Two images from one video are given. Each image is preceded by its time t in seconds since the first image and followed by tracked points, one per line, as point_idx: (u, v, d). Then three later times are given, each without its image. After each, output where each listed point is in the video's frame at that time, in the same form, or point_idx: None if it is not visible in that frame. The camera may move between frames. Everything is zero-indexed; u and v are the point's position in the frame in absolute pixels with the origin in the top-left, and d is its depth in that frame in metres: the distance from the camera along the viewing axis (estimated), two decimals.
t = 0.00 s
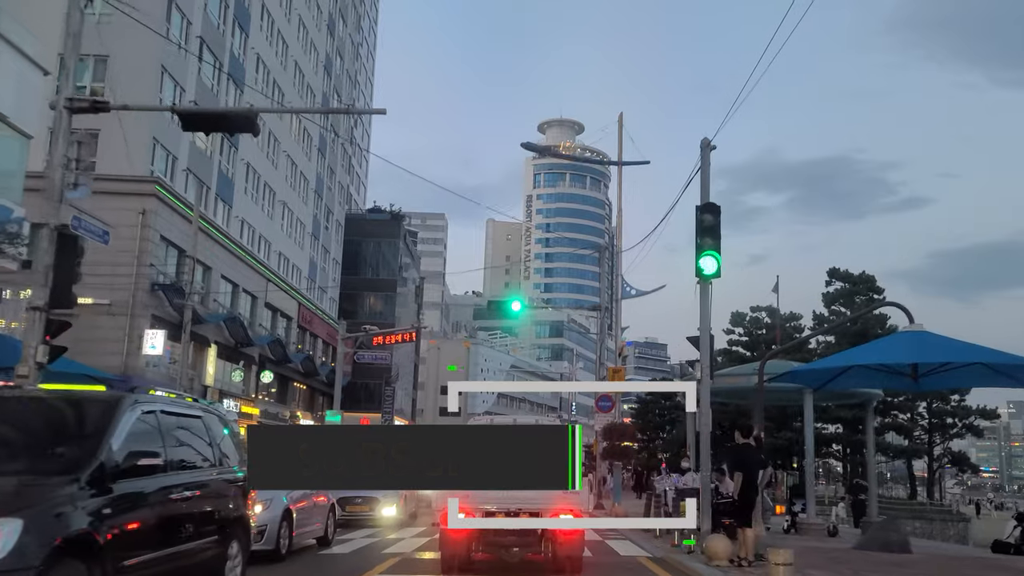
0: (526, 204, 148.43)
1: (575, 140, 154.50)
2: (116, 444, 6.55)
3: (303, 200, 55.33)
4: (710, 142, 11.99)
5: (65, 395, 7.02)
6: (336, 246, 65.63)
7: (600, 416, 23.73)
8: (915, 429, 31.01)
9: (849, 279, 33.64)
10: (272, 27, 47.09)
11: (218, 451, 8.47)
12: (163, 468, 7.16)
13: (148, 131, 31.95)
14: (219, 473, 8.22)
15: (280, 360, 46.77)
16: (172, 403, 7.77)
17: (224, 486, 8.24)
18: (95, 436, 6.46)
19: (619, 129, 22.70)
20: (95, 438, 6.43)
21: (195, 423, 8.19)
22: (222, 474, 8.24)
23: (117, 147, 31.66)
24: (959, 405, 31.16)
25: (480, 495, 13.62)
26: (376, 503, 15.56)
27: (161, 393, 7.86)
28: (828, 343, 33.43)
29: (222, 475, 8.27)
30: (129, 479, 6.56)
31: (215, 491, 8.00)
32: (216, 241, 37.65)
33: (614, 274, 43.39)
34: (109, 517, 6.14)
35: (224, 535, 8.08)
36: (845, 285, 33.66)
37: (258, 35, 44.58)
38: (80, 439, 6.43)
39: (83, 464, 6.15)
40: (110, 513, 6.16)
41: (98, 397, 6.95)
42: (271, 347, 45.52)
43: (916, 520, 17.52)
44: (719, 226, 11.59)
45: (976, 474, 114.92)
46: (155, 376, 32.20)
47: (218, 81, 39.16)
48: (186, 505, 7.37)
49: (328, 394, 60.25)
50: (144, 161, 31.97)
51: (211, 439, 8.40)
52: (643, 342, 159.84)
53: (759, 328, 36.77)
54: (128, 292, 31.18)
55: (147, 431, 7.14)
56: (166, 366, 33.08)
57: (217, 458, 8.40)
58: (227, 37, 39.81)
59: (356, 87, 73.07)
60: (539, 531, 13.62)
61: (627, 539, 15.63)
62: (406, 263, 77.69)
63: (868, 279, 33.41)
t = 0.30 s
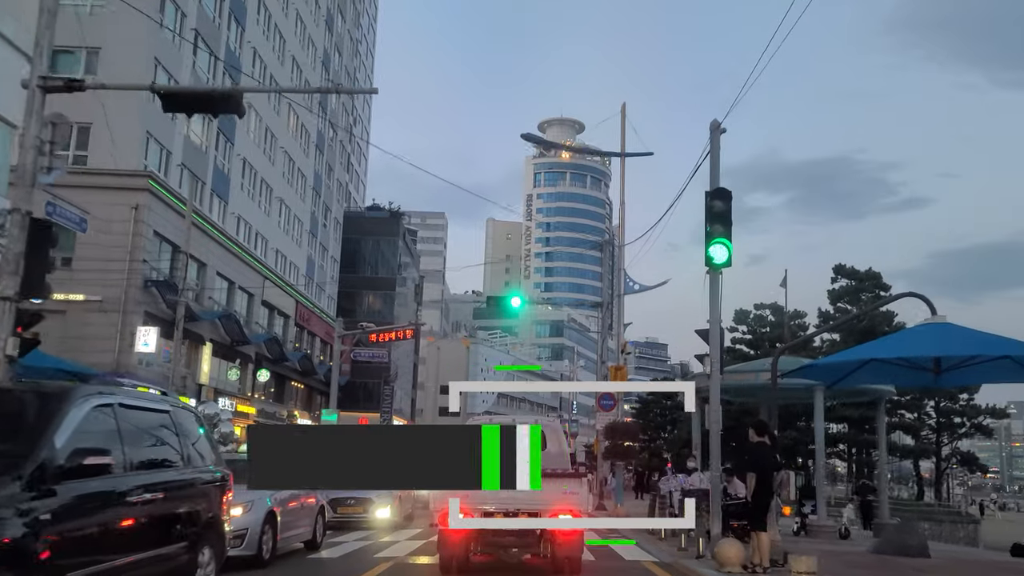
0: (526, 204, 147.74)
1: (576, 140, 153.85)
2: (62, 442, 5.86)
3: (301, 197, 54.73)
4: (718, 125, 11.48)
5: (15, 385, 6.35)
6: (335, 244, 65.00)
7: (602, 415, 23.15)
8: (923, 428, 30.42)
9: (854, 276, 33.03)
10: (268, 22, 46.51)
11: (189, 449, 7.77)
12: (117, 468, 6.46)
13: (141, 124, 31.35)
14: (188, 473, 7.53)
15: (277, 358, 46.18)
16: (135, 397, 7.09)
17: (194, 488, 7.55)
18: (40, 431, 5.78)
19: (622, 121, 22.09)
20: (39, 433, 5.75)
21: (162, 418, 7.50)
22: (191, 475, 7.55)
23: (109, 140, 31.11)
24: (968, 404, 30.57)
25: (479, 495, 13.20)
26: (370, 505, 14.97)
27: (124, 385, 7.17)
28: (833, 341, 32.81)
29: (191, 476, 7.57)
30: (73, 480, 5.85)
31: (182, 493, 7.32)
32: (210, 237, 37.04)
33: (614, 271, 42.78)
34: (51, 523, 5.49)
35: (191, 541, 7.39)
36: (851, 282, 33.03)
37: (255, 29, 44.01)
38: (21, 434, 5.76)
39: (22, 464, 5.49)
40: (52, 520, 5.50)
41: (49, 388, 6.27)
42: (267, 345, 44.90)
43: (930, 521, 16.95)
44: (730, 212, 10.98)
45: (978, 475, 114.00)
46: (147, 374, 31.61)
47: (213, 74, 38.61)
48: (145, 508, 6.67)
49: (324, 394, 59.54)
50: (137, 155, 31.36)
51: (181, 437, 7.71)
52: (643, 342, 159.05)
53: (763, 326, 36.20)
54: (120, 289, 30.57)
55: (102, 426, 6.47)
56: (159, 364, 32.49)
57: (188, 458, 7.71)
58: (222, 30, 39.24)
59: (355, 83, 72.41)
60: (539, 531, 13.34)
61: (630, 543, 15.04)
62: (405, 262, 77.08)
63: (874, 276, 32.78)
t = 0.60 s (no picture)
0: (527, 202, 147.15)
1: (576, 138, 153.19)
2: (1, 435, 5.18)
3: (299, 193, 54.20)
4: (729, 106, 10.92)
5: None
6: (333, 241, 64.45)
7: (604, 413, 22.59)
8: (931, 428, 29.91)
9: (860, 274, 32.42)
10: (266, 16, 45.95)
11: (157, 448, 7.13)
12: (69, 466, 5.82)
13: (134, 117, 30.76)
14: (155, 474, 6.91)
15: (274, 357, 45.67)
16: (88, 389, 6.33)
17: (161, 489, 6.92)
18: None
19: (624, 111, 21.49)
20: None
21: (128, 413, 6.86)
22: (158, 476, 6.92)
23: (102, 134, 30.58)
24: (977, 404, 30.06)
25: (480, 495, 13.08)
26: (364, 506, 14.46)
27: (75, 373, 6.40)
28: (838, 340, 32.23)
29: (159, 476, 6.93)
30: (13, 480, 5.21)
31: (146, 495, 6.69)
32: (206, 233, 36.49)
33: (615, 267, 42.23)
34: None
35: (156, 548, 6.76)
36: (856, 280, 32.42)
37: (251, 23, 43.45)
38: None
39: None
40: None
41: None
42: (264, 343, 44.35)
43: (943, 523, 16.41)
44: (741, 198, 10.42)
45: (980, 477, 113.54)
46: (140, 372, 31.11)
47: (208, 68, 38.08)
48: (102, 511, 6.03)
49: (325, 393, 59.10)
50: (131, 149, 30.80)
51: (148, 433, 7.07)
52: (643, 342, 158.60)
53: (767, 324, 35.67)
54: (113, 285, 30.06)
55: (49, 420, 5.76)
56: (152, 362, 32.00)
57: (154, 457, 7.07)
58: (218, 23, 38.69)
59: (354, 80, 71.89)
60: (538, 531, 13.10)
61: (635, 546, 14.53)
62: (404, 260, 76.50)
63: (880, 273, 32.18)
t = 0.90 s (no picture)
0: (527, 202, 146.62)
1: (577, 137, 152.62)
2: None
3: (297, 190, 53.68)
4: (740, 87, 10.36)
5: None
6: (332, 239, 63.88)
7: (607, 412, 22.05)
8: (939, 428, 29.37)
9: (866, 272, 31.77)
10: (263, 10, 45.40)
11: (117, 446, 6.45)
12: (13, 465, 5.13)
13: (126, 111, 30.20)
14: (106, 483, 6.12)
15: (271, 355, 45.15)
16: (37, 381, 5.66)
17: (114, 495, 6.18)
18: None
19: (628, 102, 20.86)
20: None
21: (82, 407, 6.12)
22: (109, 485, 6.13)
23: (95, 128, 30.07)
24: (986, 403, 29.51)
25: (479, 495, 12.55)
26: (358, 508, 13.89)
27: (24, 363, 5.73)
28: (844, 338, 31.64)
29: (118, 478, 6.26)
30: None
31: (95, 500, 5.94)
32: (201, 230, 35.93)
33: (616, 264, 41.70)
34: None
35: (115, 555, 6.13)
36: (863, 277, 31.78)
37: (248, 17, 42.89)
38: None
39: None
40: None
41: None
42: (261, 341, 43.83)
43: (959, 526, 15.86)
44: (754, 183, 9.85)
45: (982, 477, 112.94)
46: (134, 370, 30.57)
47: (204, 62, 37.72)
48: (50, 517, 5.35)
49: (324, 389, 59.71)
50: (125, 143, 30.26)
51: (109, 430, 6.41)
52: (644, 342, 158.12)
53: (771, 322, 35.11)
54: (106, 281, 29.53)
55: None
56: (145, 360, 31.45)
57: (111, 456, 6.33)
58: (215, 17, 38.17)
59: (353, 77, 71.34)
60: (537, 532, 12.56)
61: (639, 549, 13.98)
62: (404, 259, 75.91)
63: (887, 270, 31.55)
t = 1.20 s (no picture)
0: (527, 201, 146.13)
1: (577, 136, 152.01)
2: None
3: (295, 188, 53.17)
4: (752, 66, 9.85)
5: None
6: (330, 238, 63.39)
7: (609, 411, 21.53)
8: (946, 428, 28.83)
9: (872, 269, 31.22)
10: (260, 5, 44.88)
11: (75, 442, 5.77)
12: None
13: (119, 104, 29.68)
14: (71, 482, 5.50)
15: (267, 354, 44.66)
16: None
17: (71, 496, 5.46)
18: None
19: (631, 93, 20.33)
20: None
21: (34, 399, 5.43)
22: (75, 484, 5.52)
23: (87, 122, 29.58)
24: (994, 402, 28.97)
25: (478, 495, 12.04)
26: (351, 509, 13.34)
27: None
28: (849, 336, 31.10)
29: (74, 475, 5.56)
30: None
31: (54, 502, 5.24)
32: (196, 226, 35.41)
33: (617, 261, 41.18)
34: None
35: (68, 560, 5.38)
36: (868, 274, 31.24)
37: (246, 11, 42.39)
38: None
39: None
40: None
41: None
42: (258, 340, 43.33)
43: (974, 528, 15.33)
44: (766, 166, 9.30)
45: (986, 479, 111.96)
46: (127, 368, 30.06)
47: (200, 56, 37.29)
48: None
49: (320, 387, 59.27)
50: (118, 137, 29.72)
51: (65, 426, 5.71)
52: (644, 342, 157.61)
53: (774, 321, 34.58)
54: (98, 278, 29.00)
55: None
56: (138, 358, 30.92)
57: (66, 456, 5.62)
58: (211, 10, 37.69)
59: (351, 75, 70.85)
60: (536, 532, 12.05)
61: (644, 552, 13.46)
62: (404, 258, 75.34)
63: (893, 267, 31.02)
